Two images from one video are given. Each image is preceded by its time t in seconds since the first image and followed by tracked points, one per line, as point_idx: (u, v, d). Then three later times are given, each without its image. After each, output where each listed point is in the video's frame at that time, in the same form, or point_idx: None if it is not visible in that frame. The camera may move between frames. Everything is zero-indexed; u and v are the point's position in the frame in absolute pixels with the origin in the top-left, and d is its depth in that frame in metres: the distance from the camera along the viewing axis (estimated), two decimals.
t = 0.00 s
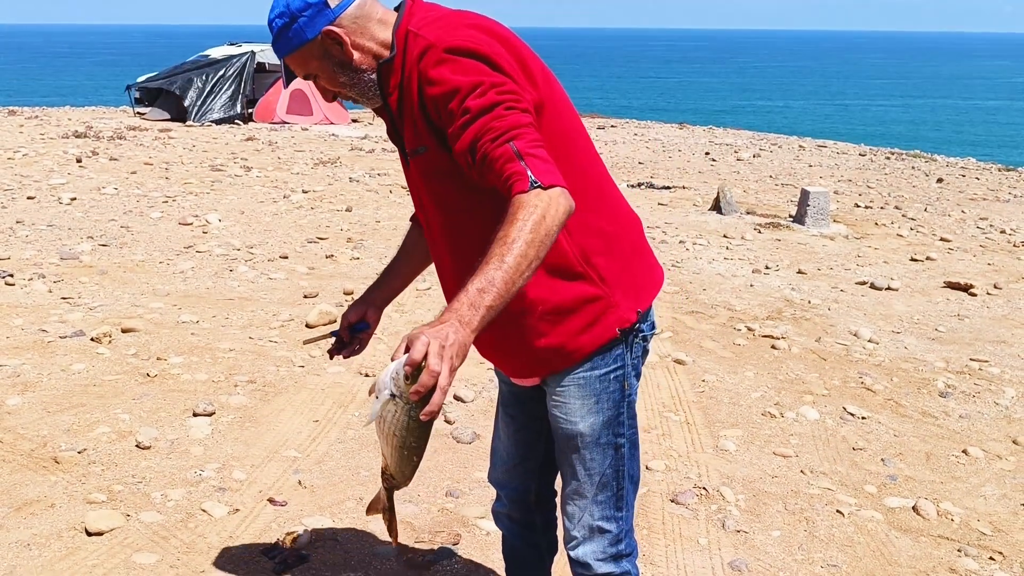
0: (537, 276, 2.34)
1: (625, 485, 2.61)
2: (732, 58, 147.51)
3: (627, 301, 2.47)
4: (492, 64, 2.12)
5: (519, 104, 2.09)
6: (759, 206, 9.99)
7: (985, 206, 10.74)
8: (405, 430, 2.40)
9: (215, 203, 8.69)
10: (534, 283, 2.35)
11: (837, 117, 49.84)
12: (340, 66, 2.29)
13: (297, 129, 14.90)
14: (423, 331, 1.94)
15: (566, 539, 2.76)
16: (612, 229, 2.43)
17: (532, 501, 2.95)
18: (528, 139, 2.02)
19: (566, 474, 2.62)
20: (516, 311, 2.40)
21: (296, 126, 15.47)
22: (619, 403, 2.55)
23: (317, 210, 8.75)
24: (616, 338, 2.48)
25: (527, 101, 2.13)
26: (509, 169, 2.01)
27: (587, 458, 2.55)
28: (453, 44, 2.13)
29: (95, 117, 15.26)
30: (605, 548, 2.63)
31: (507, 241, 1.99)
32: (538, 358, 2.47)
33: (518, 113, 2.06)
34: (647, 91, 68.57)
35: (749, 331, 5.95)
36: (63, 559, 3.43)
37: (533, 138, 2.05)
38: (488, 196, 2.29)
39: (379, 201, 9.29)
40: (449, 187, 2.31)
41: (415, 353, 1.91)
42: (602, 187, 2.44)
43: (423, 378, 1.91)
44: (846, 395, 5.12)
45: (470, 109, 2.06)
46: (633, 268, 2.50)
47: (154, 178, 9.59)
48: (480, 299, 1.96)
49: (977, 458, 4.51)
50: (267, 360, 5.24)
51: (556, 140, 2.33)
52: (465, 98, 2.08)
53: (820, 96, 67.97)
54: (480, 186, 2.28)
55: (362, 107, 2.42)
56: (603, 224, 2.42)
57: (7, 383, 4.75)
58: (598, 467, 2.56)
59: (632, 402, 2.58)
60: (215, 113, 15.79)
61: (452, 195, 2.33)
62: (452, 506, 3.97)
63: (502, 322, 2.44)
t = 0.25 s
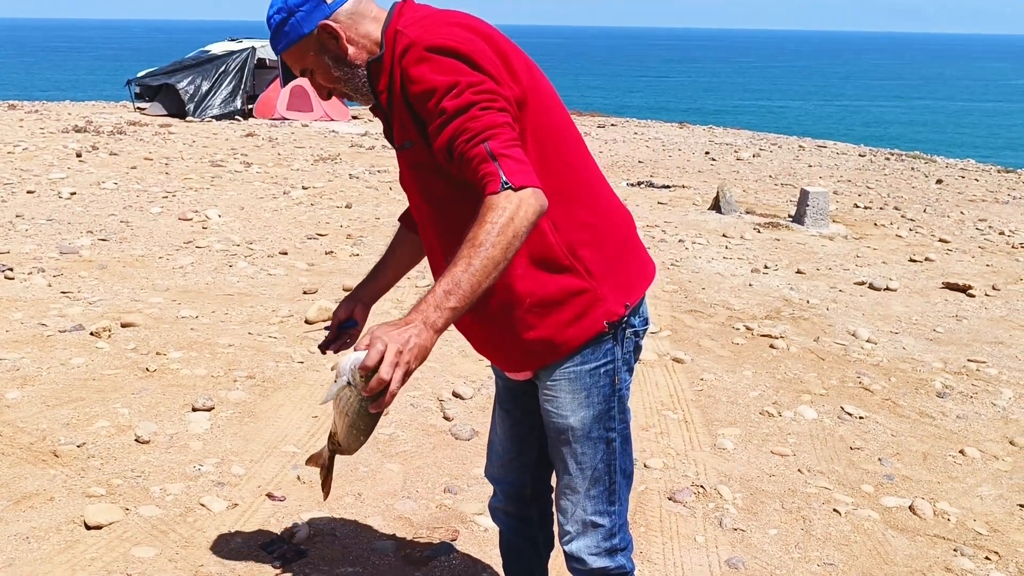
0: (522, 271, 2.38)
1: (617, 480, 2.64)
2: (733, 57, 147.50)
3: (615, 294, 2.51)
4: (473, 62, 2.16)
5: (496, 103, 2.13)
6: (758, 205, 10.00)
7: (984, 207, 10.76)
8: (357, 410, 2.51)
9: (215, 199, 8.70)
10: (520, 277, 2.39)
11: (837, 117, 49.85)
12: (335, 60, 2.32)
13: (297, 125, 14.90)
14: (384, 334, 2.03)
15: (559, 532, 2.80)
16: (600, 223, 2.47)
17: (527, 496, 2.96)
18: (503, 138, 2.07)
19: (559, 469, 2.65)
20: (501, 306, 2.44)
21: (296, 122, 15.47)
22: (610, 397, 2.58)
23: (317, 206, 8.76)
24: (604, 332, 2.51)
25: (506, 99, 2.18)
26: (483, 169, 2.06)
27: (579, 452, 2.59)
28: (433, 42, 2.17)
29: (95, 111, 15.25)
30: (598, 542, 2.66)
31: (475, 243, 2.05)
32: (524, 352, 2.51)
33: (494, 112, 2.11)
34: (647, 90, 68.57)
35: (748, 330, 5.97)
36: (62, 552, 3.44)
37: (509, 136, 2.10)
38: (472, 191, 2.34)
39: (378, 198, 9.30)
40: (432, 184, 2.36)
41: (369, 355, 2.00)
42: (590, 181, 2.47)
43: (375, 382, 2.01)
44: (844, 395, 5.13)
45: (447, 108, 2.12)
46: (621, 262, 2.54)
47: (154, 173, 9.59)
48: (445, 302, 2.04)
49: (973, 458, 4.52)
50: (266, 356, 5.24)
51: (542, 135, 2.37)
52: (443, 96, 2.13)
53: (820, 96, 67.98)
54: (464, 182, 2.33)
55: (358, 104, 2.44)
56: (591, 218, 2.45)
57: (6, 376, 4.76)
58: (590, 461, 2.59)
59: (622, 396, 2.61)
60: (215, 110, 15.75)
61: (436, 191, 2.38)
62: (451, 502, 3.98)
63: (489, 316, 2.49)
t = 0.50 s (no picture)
0: (520, 268, 2.41)
1: (618, 476, 2.65)
2: (733, 58, 147.53)
3: (615, 290, 2.52)
4: (464, 66, 2.21)
5: (486, 106, 2.19)
6: (758, 206, 10.01)
7: (983, 208, 10.77)
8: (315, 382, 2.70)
9: (215, 197, 8.70)
10: (518, 275, 2.42)
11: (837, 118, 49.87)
12: (338, 49, 2.34)
13: (297, 123, 14.90)
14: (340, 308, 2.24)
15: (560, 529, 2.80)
16: (599, 220, 2.49)
17: (527, 493, 2.97)
18: (490, 143, 2.14)
19: (560, 465, 2.66)
20: (500, 304, 2.48)
21: (296, 120, 15.47)
22: (610, 393, 2.59)
23: (317, 204, 8.77)
24: (604, 328, 2.53)
25: (497, 101, 2.23)
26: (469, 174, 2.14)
27: (579, 448, 2.59)
28: (426, 45, 2.22)
29: (95, 108, 15.25)
30: (599, 538, 2.67)
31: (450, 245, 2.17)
32: (523, 349, 2.54)
33: (483, 117, 2.16)
34: (646, 90, 68.58)
35: (747, 330, 5.97)
36: (62, 548, 3.45)
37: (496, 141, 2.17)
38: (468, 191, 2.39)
39: (378, 196, 9.30)
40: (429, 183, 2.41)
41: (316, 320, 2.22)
42: (588, 178, 2.49)
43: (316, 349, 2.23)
44: (843, 395, 5.14)
45: (438, 113, 2.18)
46: (620, 258, 2.56)
47: (154, 170, 9.60)
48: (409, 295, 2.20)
49: (972, 458, 4.53)
50: (266, 353, 5.25)
51: (540, 133, 2.38)
52: (435, 100, 2.19)
53: (820, 97, 68.01)
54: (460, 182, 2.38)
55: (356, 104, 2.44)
56: (589, 215, 2.47)
57: (7, 372, 4.76)
58: (590, 457, 2.60)
59: (623, 392, 2.62)
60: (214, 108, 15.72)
61: (433, 191, 2.43)
62: (450, 500, 3.99)
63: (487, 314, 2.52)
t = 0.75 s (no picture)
0: (519, 267, 2.43)
1: (620, 471, 2.66)
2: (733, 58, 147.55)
3: (615, 286, 2.54)
4: (454, 74, 2.22)
5: (471, 118, 2.21)
6: (758, 206, 10.01)
7: (983, 209, 10.79)
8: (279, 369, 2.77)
9: (215, 195, 8.71)
10: (517, 275, 2.44)
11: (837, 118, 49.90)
12: (334, 52, 2.35)
13: (297, 122, 14.91)
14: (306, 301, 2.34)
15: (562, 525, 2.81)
16: (597, 218, 2.50)
17: (527, 492, 2.98)
18: (468, 160, 2.19)
19: (562, 461, 2.67)
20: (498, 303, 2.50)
21: (296, 119, 15.47)
22: (611, 388, 2.61)
23: (317, 203, 8.77)
24: (605, 324, 2.55)
25: (488, 108, 2.24)
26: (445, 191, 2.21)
27: (581, 443, 2.61)
28: (416, 52, 2.23)
29: (95, 107, 15.25)
30: (601, 533, 2.68)
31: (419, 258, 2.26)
32: (523, 348, 2.56)
33: (469, 129, 2.20)
34: (646, 90, 68.60)
35: (747, 330, 5.98)
36: (62, 546, 3.45)
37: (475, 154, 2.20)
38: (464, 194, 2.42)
39: (378, 195, 9.31)
40: (426, 188, 2.43)
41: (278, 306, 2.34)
42: (587, 176, 2.50)
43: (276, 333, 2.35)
44: (842, 395, 5.15)
45: (426, 125, 2.21)
46: (620, 254, 2.57)
47: (154, 169, 9.60)
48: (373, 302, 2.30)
49: (970, 459, 4.54)
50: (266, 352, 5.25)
51: (540, 133, 2.39)
52: (423, 109, 2.22)
53: (820, 97, 68.03)
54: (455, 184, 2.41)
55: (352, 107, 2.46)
56: (587, 212, 2.48)
57: (7, 370, 4.77)
58: (592, 452, 2.62)
59: (624, 388, 2.63)
60: (212, 106, 15.63)
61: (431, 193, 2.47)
62: (450, 499, 3.99)
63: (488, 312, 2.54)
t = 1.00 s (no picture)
0: (521, 265, 2.43)
1: (622, 468, 2.66)
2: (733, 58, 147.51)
3: (617, 283, 2.54)
4: (454, 79, 2.21)
5: (471, 122, 2.22)
6: (758, 206, 10.01)
7: (983, 210, 10.78)
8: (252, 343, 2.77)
9: (215, 193, 8.70)
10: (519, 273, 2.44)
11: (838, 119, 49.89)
12: (328, 52, 2.34)
13: (297, 121, 14.90)
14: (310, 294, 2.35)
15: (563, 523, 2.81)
16: (598, 215, 2.49)
17: (525, 490, 2.97)
18: (466, 169, 2.22)
19: (564, 458, 2.67)
20: (499, 303, 2.50)
21: (296, 117, 15.46)
22: (614, 384, 2.61)
23: (317, 201, 8.77)
24: (608, 320, 2.55)
25: (489, 109, 2.24)
26: (443, 203, 2.25)
27: (584, 440, 2.61)
28: (417, 54, 2.23)
29: (96, 105, 15.25)
30: (603, 530, 2.68)
31: (413, 260, 2.30)
32: (525, 347, 2.56)
33: (468, 140, 2.21)
34: (647, 90, 68.58)
35: (746, 330, 5.98)
36: (60, 543, 3.45)
37: (470, 161, 2.22)
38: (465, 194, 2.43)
39: (378, 194, 9.30)
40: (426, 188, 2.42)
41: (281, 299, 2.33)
42: (589, 173, 2.49)
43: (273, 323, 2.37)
44: (842, 395, 5.15)
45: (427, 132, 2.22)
46: (621, 251, 2.57)
47: (155, 167, 9.60)
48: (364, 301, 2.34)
49: (970, 459, 4.54)
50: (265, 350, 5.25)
51: (541, 132, 2.38)
52: (424, 112, 2.22)
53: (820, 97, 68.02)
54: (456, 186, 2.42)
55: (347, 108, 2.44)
56: (589, 209, 2.48)
57: (6, 367, 4.76)
58: (595, 449, 2.62)
59: (627, 384, 2.64)
60: (211, 105, 15.63)
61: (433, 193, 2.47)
62: (449, 498, 3.99)
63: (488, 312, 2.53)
